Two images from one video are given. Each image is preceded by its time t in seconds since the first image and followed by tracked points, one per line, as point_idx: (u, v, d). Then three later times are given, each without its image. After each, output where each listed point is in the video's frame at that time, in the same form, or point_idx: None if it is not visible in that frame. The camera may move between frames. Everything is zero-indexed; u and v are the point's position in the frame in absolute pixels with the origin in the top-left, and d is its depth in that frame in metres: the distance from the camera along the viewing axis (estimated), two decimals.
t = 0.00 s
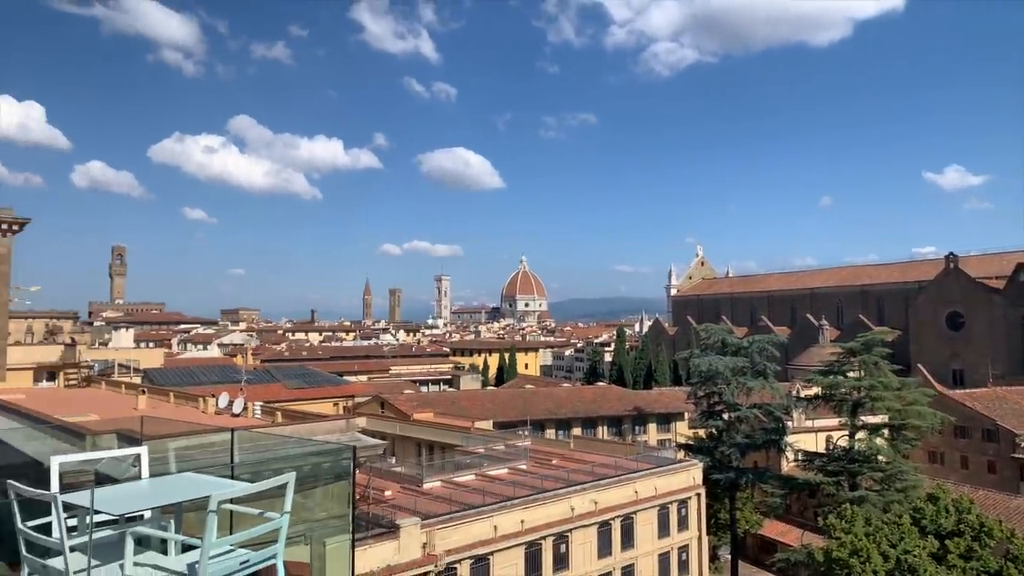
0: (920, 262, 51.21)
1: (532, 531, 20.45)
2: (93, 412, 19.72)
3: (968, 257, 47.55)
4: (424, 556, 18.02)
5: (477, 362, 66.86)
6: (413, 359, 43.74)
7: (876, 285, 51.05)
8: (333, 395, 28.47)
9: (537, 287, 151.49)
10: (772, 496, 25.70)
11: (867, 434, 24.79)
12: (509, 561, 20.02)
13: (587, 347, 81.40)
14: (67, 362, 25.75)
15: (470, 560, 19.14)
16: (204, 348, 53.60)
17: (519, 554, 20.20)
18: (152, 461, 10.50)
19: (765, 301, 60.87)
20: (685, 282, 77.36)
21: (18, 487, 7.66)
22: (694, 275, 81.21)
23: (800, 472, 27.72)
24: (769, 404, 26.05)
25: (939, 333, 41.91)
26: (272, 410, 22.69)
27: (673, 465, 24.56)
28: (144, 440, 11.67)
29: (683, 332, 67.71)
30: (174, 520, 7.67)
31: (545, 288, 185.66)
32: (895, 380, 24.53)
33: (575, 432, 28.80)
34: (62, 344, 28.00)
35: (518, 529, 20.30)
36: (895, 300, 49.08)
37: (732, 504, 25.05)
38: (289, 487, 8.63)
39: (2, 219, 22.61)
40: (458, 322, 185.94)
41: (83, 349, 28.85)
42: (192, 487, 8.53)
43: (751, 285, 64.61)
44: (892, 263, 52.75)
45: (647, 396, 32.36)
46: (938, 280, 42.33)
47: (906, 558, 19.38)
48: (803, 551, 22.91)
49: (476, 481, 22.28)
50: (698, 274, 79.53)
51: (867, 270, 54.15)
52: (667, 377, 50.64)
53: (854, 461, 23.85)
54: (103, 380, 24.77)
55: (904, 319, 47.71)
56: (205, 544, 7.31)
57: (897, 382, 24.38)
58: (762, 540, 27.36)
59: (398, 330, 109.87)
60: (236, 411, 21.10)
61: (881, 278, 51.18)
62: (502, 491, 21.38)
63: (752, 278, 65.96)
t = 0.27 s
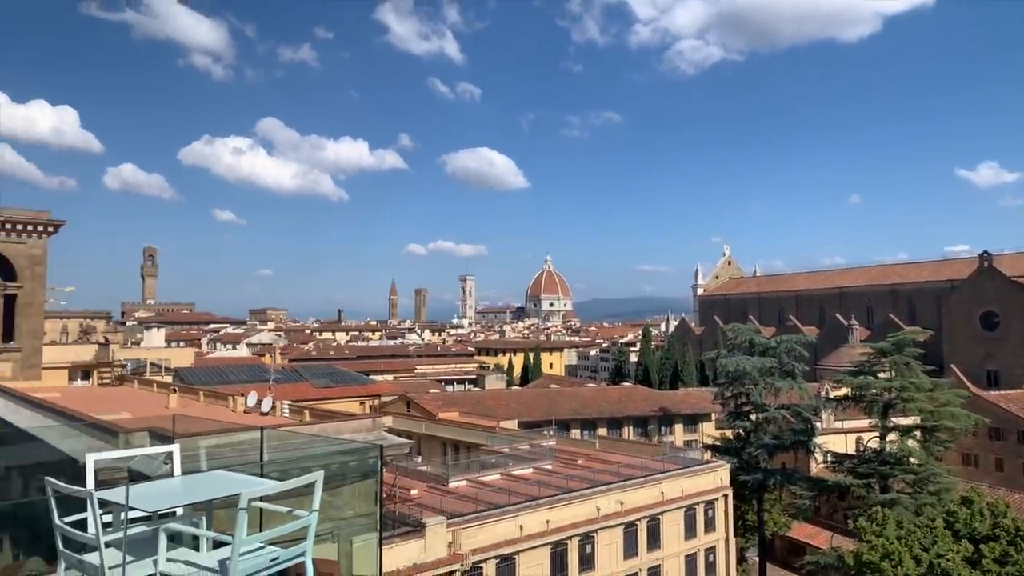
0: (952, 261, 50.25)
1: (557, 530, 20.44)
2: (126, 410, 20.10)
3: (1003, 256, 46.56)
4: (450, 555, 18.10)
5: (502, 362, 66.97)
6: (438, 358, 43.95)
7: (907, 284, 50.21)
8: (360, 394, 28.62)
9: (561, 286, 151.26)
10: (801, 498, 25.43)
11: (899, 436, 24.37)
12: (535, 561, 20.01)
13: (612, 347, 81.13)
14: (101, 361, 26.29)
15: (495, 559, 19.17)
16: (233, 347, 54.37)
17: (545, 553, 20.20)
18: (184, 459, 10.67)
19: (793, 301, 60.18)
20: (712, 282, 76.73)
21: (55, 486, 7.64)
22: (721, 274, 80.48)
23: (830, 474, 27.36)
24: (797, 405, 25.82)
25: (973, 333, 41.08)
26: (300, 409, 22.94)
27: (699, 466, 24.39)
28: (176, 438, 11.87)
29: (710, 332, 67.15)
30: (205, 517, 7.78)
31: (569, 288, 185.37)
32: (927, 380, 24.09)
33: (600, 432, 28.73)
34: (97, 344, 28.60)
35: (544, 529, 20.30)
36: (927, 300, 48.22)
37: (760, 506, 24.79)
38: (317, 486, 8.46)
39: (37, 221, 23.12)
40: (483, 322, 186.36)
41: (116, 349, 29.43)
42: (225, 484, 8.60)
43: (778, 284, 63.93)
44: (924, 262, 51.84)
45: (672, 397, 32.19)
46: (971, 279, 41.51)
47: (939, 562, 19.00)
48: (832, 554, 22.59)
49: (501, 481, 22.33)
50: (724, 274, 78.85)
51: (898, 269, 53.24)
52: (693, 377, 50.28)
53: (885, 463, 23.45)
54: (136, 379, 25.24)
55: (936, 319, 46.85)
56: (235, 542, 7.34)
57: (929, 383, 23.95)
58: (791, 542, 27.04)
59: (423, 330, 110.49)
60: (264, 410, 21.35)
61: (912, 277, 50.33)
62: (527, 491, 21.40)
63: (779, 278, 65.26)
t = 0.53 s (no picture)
0: (984, 260, 49.32)
1: (581, 531, 20.40)
2: (155, 409, 20.47)
3: None
4: (474, 555, 18.15)
5: (525, 363, 67.06)
6: (461, 359, 44.14)
7: (936, 284, 49.39)
8: (384, 394, 28.76)
9: (585, 287, 151.00)
10: (827, 501, 25.13)
11: (928, 438, 23.97)
12: (558, 562, 19.98)
13: (635, 348, 80.83)
14: (131, 361, 26.78)
15: (519, 559, 19.18)
16: (259, 347, 55.10)
17: (568, 554, 20.16)
18: (212, 460, 10.74)
19: (819, 301, 59.51)
20: (736, 282, 76.12)
21: (88, 482, 7.71)
22: (746, 274, 79.80)
23: (857, 477, 27.00)
24: (824, 406, 25.57)
25: (1005, 334, 40.28)
26: (324, 408, 23.17)
27: (724, 468, 24.21)
28: (206, 436, 12.04)
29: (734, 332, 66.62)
30: (233, 515, 7.71)
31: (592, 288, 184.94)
32: (958, 382, 23.66)
33: (624, 433, 28.64)
34: (127, 344, 29.15)
35: (567, 529, 20.28)
36: (957, 299, 47.39)
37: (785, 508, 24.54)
38: (343, 486, 8.48)
39: (68, 224, 23.64)
40: (506, 322, 186.69)
41: (146, 349, 29.98)
42: (253, 484, 8.59)
43: (804, 284, 63.23)
44: (954, 261, 50.95)
45: (697, 398, 32.01)
46: (1003, 278, 40.69)
47: (970, 567, 18.65)
48: (860, 557, 22.28)
49: (524, 481, 22.34)
50: (749, 273, 78.22)
51: (927, 268, 52.38)
52: (718, 378, 49.93)
53: (915, 466, 23.07)
54: (164, 378, 25.68)
55: (966, 320, 46.03)
56: (261, 540, 7.43)
57: (960, 384, 23.53)
58: (818, 545, 26.71)
59: (446, 331, 110.98)
60: (290, 409, 21.61)
61: (942, 277, 49.49)
62: (550, 491, 21.39)
63: (805, 277, 64.57)
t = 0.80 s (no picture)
0: (1012, 259, 48.46)
1: (602, 532, 20.34)
2: (179, 408, 20.72)
3: None
4: (495, 555, 18.17)
5: (544, 363, 67.00)
6: (481, 359, 44.21)
7: (963, 284, 48.63)
8: (405, 394, 28.90)
9: (605, 287, 150.30)
10: (852, 504, 24.84)
11: (955, 440, 23.59)
12: (579, 562, 19.93)
13: (656, 348, 80.44)
14: (156, 361, 27.15)
15: (539, 560, 19.15)
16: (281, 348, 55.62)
17: (589, 555, 20.11)
18: (237, 458, 10.72)
19: (842, 301, 58.88)
20: (758, 282, 75.49)
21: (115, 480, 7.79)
22: (768, 274, 79.08)
23: (882, 479, 26.65)
24: (848, 408, 25.32)
25: None
26: (346, 408, 23.33)
27: (746, 469, 24.03)
28: (230, 435, 12.13)
29: (757, 332, 65.99)
30: (256, 514, 7.76)
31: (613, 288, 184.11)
32: (986, 383, 23.25)
33: (644, 434, 28.52)
34: (153, 344, 29.56)
35: (588, 530, 20.23)
36: (985, 299, 46.61)
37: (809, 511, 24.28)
38: (365, 485, 8.48)
39: (94, 226, 24.04)
40: (526, 323, 186.62)
41: (170, 349, 30.36)
42: (276, 484, 8.63)
43: (827, 284, 62.54)
44: (981, 261, 50.12)
45: (718, 399, 31.78)
46: None
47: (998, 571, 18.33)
48: (885, 561, 21.98)
49: (545, 482, 22.33)
50: (771, 273, 77.55)
51: (954, 267, 51.58)
52: (739, 379, 49.53)
53: (941, 468, 22.71)
54: (189, 378, 26.00)
55: (994, 320, 45.24)
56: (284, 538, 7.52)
57: (988, 386, 23.12)
58: (842, 548, 26.40)
59: (465, 331, 111.22)
60: (312, 409, 21.79)
61: (969, 276, 48.71)
62: (571, 492, 21.36)
63: (828, 277, 63.90)
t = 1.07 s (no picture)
0: None
1: (621, 532, 20.26)
2: (201, 407, 20.96)
3: None
4: (514, 554, 18.17)
5: (563, 363, 66.89)
6: (500, 359, 44.23)
7: (989, 283, 47.87)
8: (423, 394, 28.68)
9: (624, 286, 149.75)
10: (875, 506, 24.54)
11: (981, 442, 23.21)
12: (599, 563, 19.86)
13: (675, 348, 80.01)
14: (179, 360, 27.47)
15: (559, 560, 19.11)
16: (302, 347, 56.06)
17: (609, 556, 20.04)
18: (259, 457, 10.69)
19: (865, 300, 58.23)
20: (779, 281, 74.83)
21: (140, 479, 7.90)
22: (789, 273, 78.38)
23: (906, 481, 26.31)
24: (871, 408, 25.05)
25: None
26: (366, 407, 23.44)
27: (767, 470, 23.82)
28: (253, 433, 12.21)
29: (778, 332, 65.44)
30: (278, 512, 7.82)
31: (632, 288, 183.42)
32: (1013, 384, 22.87)
33: (664, 434, 28.39)
34: (176, 343, 29.92)
35: (607, 530, 20.17)
36: (1012, 299, 45.85)
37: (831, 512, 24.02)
38: (385, 483, 8.46)
39: (118, 227, 24.34)
40: (544, 322, 186.53)
41: (193, 348, 30.72)
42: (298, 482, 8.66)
43: (849, 283, 61.83)
44: (1008, 260, 49.29)
45: (739, 399, 31.55)
46: None
47: None
48: (910, 563, 21.68)
49: (564, 481, 22.30)
50: (793, 272, 76.85)
51: (980, 266, 50.79)
52: (761, 379, 49.13)
53: (967, 470, 22.35)
54: (211, 377, 26.28)
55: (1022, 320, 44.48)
56: (305, 535, 7.55)
57: (1015, 386, 22.65)
58: (865, 551, 26.08)
59: (484, 330, 111.40)
60: (332, 408, 21.93)
61: (995, 275, 47.93)
62: (590, 492, 21.30)
63: (850, 276, 63.19)
